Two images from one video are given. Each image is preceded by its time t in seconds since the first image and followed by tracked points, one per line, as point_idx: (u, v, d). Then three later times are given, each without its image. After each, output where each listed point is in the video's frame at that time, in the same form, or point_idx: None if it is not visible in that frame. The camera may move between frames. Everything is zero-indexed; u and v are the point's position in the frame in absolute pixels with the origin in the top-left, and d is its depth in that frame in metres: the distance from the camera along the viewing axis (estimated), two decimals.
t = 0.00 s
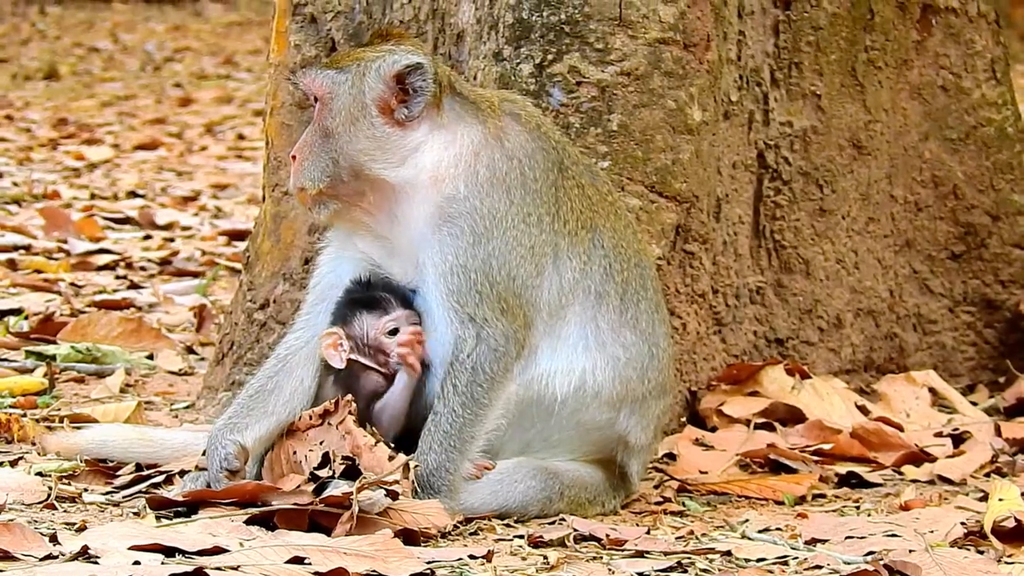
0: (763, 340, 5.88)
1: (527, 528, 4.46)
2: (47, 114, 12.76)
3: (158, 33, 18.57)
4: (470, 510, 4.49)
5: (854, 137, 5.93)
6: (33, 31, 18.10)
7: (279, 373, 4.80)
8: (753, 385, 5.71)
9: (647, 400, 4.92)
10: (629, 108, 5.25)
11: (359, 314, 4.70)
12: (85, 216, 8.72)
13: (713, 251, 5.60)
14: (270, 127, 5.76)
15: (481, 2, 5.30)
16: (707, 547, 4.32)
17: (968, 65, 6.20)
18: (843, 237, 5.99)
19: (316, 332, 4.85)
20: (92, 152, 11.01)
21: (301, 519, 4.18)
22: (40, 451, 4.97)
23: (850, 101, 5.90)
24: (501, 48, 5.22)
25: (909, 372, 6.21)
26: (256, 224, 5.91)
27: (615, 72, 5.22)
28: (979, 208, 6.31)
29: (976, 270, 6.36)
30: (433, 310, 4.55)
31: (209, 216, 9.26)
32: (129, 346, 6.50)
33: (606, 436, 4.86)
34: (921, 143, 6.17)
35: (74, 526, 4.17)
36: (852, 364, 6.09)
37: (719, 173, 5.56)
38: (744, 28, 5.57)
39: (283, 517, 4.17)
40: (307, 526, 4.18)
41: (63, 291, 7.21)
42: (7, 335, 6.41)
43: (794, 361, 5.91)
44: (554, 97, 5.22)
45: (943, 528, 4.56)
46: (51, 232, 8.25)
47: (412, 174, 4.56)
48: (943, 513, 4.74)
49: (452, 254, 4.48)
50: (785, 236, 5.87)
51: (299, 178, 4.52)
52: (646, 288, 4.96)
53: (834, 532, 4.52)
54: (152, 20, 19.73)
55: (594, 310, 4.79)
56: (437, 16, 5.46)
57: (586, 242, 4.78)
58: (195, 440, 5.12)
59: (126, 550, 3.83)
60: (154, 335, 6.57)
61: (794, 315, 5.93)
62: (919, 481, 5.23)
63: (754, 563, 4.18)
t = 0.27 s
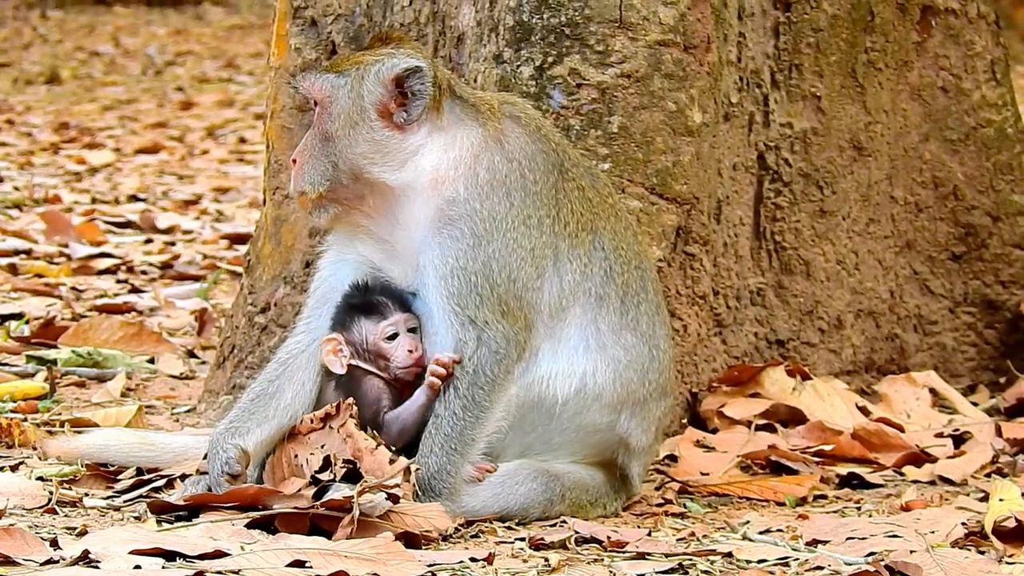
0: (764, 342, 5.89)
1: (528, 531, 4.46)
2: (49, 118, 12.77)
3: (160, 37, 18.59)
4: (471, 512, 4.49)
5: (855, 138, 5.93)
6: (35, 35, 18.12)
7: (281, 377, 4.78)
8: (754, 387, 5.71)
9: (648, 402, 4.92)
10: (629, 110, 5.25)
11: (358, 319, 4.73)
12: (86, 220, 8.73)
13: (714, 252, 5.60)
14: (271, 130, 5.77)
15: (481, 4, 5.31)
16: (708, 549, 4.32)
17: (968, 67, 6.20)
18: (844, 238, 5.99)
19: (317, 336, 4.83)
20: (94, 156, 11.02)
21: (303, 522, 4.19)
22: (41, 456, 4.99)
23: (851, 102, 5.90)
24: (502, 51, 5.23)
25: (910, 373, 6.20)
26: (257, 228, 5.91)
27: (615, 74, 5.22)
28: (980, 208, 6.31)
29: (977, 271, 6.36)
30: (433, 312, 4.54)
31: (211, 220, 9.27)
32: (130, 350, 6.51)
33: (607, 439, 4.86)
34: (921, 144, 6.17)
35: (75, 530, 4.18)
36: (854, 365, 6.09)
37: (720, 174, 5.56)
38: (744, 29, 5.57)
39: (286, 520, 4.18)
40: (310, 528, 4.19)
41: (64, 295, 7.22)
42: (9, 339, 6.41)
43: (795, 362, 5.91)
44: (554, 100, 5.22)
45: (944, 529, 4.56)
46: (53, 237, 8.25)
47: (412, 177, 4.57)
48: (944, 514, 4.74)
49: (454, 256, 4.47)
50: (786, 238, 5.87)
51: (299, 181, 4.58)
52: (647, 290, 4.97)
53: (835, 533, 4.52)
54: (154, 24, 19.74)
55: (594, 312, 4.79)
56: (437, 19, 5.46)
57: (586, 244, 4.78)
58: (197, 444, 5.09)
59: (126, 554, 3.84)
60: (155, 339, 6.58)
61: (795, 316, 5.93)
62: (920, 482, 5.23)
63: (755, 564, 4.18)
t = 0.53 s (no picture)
0: (764, 348, 5.88)
1: (528, 537, 4.46)
2: (49, 123, 12.77)
3: (161, 42, 18.60)
4: (471, 518, 4.49)
5: (855, 145, 5.93)
6: (35, 40, 18.13)
7: (280, 383, 4.78)
8: (754, 393, 5.71)
9: (648, 409, 4.91)
10: (630, 116, 5.25)
11: (357, 327, 4.72)
12: (87, 225, 8.73)
13: (714, 259, 5.61)
14: (271, 135, 5.77)
15: (482, 11, 5.33)
16: (708, 555, 4.32)
17: (969, 73, 6.20)
18: (844, 245, 5.99)
19: (317, 342, 4.83)
20: (94, 161, 11.02)
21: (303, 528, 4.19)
22: (41, 460, 4.98)
23: (851, 109, 5.90)
24: (503, 57, 5.24)
25: (910, 380, 6.20)
26: (257, 233, 5.91)
27: (616, 80, 5.22)
28: (981, 215, 6.30)
29: (978, 278, 6.35)
30: (432, 318, 4.54)
31: (211, 225, 9.27)
32: (130, 355, 6.50)
33: (606, 445, 4.85)
34: (922, 151, 6.16)
35: (75, 535, 4.17)
36: (854, 371, 6.08)
37: (720, 181, 5.56)
38: (745, 36, 5.57)
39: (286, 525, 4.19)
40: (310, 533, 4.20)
41: (64, 300, 7.22)
42: (9, 344, 6.41)
43: (795, 369, 5.91)
44: (555, 106, 5.23)
45: (944, 536, 4.55)
46: (53, 241, 8.25)
47: (411, 183, 4.57)
48: (945, 521, 4.74)
49: (453, 262, 4.47)
50: (786, 244, 5.87)
51: (298, 187, 4.59)
52: (647, 297, 4.97)
53: (835, 540, 4.52)
54: (154, 29, 19.75)
55: (594, 319, 4.79)
56: (438, 25, 5.48)
57: (586, 251, 4.78)
58: (196, 449, 5.12)
59: (126, 559, 3.83)
60: (155, 344, 6.58)
61: (795, 323, 5.93)
62: (920, 489, 5.23)
63: (755, 571, 4.17)
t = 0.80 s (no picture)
0: (766, 352, 5.88)
1: (529, 541, 4.47)
2: (50, 125, 12.78)
3: (162, 44, 18.61)
4: (471, 522, 4.49)
5: (857, 149, 5.94)
6: (37, 42, 18.14)
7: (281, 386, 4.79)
8: (756, 397, 5.70)
9: (648, 413, 4.91)
10: (631, 120, 5.26)
11: (357, 329, 4.71)
12: (88, 228, 8.73)
13: (716, 263, 5.60)
14: (273, 139, 5.78)
15: (483, 15, 5.34)
16: (708, 559, 4.32)
17: (970, 78, 6.20)
18: (845, 249, 5.99)
19: (317, 345, 4.84)
20: (95, 164, 11.02)
21: (302, 531, 4.19)
22: (42, 464, 4.97)
23: (853, 113, 5.91)
24: (504, 60, 5.24)
25: (911, 384, 6.21)
26: (258, 236, 5.91)
27: (617, 84, 5.22)
28: (982, 220, 6.31)
29: (979, 282, 6.36)
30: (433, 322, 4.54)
31: (212, 228, 9.27)
32: (131, 358, 6.51)
33: (607, 449, 4.85)
34: (923, 155, 6.17)
35: (75, 538, 4.17)
36: (855, 376, 6.09)
37: (721, 185, 5.56)
38: (746, 40, 5.57)
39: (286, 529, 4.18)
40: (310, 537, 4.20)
41: (66, 303, 7.22)
42: (10, 347, 6.42)
43: (796, 373, 5.91)
44: (556, 110, 5.22)
45: (945, 540, 4.55)
46: (54, 244, 8.26)
47: (411, 187, 4.57)
48: (945, 525, 4.74)
49: (454, 266, 4.47)
50: (788, 248, 5.87)
51: (298, 191, 4.60)
52: (648, 302, 4.97)
53: (836, 544, 4.52)
54: (156, 32, 19.76)
55: (595, 323, 4.79)
56: (439, 28, 5.48)
57: (587, 255, 4.78)
58: (197, 452, 5.11)
59: (127, 563, 3.83)
60: (156, 347, 6.58)
61: (796, 327, 5.93)
62: (921, 493, 5.23)
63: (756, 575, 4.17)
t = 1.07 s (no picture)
0: (767, 355, 5.88)
1: (529, 543, 4.47)
2: (53, 128, 12.78)
3: (165, 47, 18.62)
4: (472, 525, 4.49)
5: (859, 152, 5.94)
6: (40, 45, 18.14)
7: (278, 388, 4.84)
8: (757, 401, 5.71)
9: (649, 416, 4.91)
10: (634, 123, 5.26)
11: (358, 321, 4.64)
12: (90, 230, 8.73)
13: (717, 266, 5.61)
14: (275, 141, 5.78)
15: (486, 17, 5.32)
16: (710, 562, 4.31)
17: (973, 81, 6.20)
18: (847, 251, 5.99)
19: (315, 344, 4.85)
20: (98, 166, 11.02)
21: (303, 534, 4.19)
22: (44, 466, 4.98)
23: (855, 116, 5.91)
24: (506, 63, 5.23)
25: (912, 387, 6.21)
26: (261, 238, 5.91)
27: (620, 87, 5.22)
28: (984, 223, 6.30)
29: (981, 285, 6.35)
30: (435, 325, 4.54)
31: (214, 230, 9.27)
32: (133, 360, 6.51)
33: (607, 452, 4.85)
34: (926, 158, 6.17)
35: (77, 540, 4.17)
36: (856, 379, 6.09)
37: (723, 188, 5.57)
38: (749, 43, 5.57)
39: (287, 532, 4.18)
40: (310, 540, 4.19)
41: (68, 305, 7.22)
42: (12, 349, 6.42)
43: (798, 376, 5.91)
44: (559, 113, 5.21)
45: (946, 543, 4.55)
46: (56, 246, 8.26)
47: (412, 190, 4.57)
48: (947, 529, 4.73)
49: (455, 269, 4.46)
50: (790, 251, 5.87)
51: (299, 193, 4.62)
52: (649, 305, 4.97)
53: (837, 547, 4.52)
54: (158, 34, 19.77)
55: (596, 326, 4.79)
56: (442, 31, 5.48)
57: (588, 258, 4.78)
58: (197, 454, 5.13)
59: (128, 565, 3.83)
60: (158, 349, 6.58)
61: (798, 330, 5.93)
62: (922, 496, 5.23)
63: None
